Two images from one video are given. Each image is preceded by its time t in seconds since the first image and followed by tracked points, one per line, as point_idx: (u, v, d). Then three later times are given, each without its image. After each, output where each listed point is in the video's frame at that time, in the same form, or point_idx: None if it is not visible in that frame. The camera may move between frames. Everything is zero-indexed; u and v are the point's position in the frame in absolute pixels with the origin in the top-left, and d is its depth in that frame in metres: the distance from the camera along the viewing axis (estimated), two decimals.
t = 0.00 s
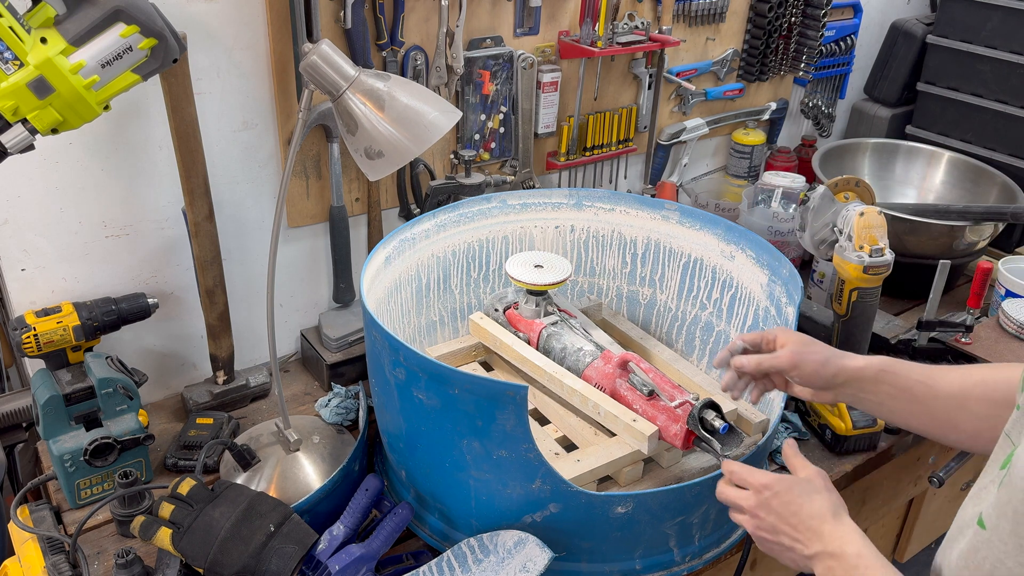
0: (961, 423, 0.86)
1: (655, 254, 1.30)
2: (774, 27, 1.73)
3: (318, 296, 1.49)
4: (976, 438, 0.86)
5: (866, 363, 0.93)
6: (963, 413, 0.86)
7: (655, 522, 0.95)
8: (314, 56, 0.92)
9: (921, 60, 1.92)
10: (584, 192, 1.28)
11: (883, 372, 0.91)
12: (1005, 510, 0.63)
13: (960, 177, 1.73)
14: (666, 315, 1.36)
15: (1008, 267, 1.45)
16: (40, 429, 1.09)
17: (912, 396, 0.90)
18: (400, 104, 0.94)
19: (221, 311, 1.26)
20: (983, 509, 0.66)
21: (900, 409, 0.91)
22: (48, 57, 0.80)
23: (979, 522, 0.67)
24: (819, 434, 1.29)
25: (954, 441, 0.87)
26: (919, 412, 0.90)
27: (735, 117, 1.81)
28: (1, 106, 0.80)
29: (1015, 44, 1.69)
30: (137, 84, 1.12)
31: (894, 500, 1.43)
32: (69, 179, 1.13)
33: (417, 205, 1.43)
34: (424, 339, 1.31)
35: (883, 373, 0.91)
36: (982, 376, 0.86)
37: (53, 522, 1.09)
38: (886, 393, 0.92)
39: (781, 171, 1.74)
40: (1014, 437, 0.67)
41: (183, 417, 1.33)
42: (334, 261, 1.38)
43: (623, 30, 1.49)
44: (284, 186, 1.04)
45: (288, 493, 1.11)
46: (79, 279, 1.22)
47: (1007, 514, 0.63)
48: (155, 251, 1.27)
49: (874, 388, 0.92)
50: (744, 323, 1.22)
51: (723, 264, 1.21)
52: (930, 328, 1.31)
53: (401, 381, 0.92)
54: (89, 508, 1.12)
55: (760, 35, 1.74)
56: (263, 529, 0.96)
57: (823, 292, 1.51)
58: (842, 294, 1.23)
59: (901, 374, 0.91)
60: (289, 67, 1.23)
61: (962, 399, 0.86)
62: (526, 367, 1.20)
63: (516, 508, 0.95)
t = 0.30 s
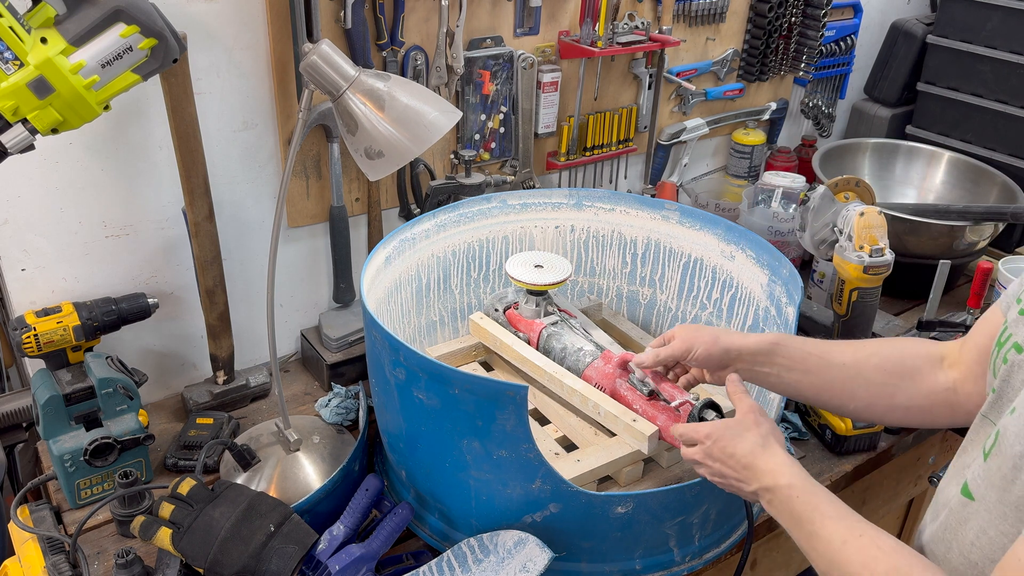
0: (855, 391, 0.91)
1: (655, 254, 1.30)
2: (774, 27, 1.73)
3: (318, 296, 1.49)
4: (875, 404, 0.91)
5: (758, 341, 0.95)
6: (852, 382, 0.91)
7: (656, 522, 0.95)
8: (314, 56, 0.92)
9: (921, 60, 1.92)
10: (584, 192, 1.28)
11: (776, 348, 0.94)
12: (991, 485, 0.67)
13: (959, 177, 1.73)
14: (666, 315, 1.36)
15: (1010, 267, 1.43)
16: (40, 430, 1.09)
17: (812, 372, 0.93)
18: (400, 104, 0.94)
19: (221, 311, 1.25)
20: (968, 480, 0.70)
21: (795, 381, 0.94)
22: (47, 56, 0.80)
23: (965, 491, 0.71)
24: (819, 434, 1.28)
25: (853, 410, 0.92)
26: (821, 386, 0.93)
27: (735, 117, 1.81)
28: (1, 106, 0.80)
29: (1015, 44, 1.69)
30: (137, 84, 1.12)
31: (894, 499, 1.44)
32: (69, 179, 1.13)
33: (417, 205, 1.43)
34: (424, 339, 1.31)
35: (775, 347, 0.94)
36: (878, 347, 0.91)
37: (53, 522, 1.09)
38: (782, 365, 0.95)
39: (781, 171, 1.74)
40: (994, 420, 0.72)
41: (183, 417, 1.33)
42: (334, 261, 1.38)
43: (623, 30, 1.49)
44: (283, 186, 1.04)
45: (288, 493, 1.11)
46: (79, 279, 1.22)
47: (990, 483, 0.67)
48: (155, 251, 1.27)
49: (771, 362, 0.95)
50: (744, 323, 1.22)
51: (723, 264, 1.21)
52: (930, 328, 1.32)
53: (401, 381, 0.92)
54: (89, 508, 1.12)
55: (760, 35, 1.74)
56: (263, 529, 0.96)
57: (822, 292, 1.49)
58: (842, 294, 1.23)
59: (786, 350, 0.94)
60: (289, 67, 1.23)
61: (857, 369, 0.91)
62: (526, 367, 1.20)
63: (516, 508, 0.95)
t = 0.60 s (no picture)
0: (832, 383, 0.91)
1: (655, 253, 1.30)
2: (774, 27, 1.73)
3: (318, 296, 1.49)
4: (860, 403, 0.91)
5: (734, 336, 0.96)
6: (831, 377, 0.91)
7: (656, 522, 0.95)
8: (314, 56, 0.92)
9: (921, 61, 1.92)
10: (584, 192, 1.28)
11: (751, 341, 0.94)
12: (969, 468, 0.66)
13: (960, 177, 1.73)
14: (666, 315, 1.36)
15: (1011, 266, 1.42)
16: (40, 430, 1.09)
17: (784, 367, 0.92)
18: (401, 104, 0.94)
19: (221, 311, 1.25)
20: (950, 463, 0.69)
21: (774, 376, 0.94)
22: (48, 56, 0.80)
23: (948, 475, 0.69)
24: (819, 434, 1.28)
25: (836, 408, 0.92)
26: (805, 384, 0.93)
27: (735, 117, 1.81)
28: (1, 106, 0.80)
29: (1016, 44, 1.69)
30: (137, 84, 1.12)
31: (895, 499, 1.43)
32: (69, 179, 1.13)
33: (417, 205, 1.43)
34: (424, 339, 1.31)
35: (750, 343, 0.94)
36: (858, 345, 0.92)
37: (53, 522, 1.09)
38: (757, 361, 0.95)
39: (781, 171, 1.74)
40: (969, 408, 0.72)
41: (183, 417, 1.33)
42: (334, 261, 1.38)
43: (623, 30, 1.49)
44: (283, 186, 1.04)
45: (288, 493, 1.11)
46: (79, 279, 1.22)
47: (973, 466, 0.66)
48: (155, 251, 1.27)
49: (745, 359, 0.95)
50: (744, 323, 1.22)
51: (723, 264, 1.21)
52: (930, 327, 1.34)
53: (401, 381, 0.92)
54: (89, 508, 1.12)
55: (760, 35, 1.74)
56: (263, 529, 0.96)
57: (822, 291, 1.49)
58: (842, 294, 1.23)
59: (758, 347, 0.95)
60: (289, 67, 1.23)
61: (833, 362, 0.91)
62: (526, 367, 1.20)
63: (516, 508, 0.95)
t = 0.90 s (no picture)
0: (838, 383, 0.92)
1: (656, 253, 1.30)
2: (774, 27, 1.73)
3: (318, 296, 1.49)
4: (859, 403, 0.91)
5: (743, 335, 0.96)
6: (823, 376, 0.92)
7: (655, 522, 0.95)
8: (314, 56, 0.92)
9: (921, 61, 1.92)
10: (584, 192, 1.28)
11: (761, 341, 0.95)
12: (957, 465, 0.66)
13: (960, 177, 1.73)
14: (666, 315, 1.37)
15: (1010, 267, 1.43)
16: (40, 429, 1.09)
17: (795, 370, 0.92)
18: (400, 103, 0.94)
19: (221, 311, 1.25)
20: (933, 457, 0.70)
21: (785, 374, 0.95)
22: (48, 56, 0.80)
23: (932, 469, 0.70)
24: (819, 434, 1.28)
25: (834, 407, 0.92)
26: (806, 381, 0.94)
27: (735, 117, 1.81)
28: (1, 106, 0.80)
29: (1015, 44, 1.69)
30: (137, 85, 1.12)
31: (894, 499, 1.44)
32: (69, 179, 1.13)
33: (417, 205, 1.43)
34: (424, 339, 1.31)
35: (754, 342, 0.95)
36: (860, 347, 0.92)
37: (53, 522, 1.09)
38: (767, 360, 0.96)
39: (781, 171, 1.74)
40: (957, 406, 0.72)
41: (183, 417, 1.33)
42: (334, 261, 1.38)
43: (623, 30, 1.49)
44: (283, 186, 1.04)
45: (288, 493, 1.11)
46: (79, 279, 1.22)
47: (957, 461, 0.66)
48: (155, 251, 1.27)
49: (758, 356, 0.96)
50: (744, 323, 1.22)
51: (723, 265, 1.21)
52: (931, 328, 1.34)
53: (401, 381, 0.92)
54: (89, 508, 1.12)
55: (760, 35, 1.74)
56: (263, 529, 0.96)
57: (822, 292, 1.47)
58: (842, 294, 1.24)
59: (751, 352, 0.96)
60: (289, 67, 1.23)
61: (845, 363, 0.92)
62: (527, 367, 1.21)
63: (516, 508, 0.95)
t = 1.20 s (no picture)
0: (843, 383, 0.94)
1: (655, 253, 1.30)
2: (774, 27, 1.73)
3: (318, 296, 1.49)
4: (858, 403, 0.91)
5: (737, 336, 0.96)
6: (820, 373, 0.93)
7: (656, 522, 0.95)
8: (314, 56, 0.92)
9: (921, 61, 1.92)
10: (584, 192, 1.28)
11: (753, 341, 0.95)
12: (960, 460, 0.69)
13: (960, 177, 1.73)
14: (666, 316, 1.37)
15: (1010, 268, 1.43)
16: (40, 430, 1.09)
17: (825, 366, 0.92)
18: (400, 103, 0.94)
19: (221, 311, 1.25)
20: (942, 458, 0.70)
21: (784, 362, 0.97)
22: (48, 56, 0.80)
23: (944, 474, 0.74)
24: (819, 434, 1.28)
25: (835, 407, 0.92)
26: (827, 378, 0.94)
27: (735, 117, 1.81)
28: (1, 106, 0.80)
29: (1015, 44, 1.69)
30: (137, 84, 1.12)
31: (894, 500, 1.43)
32: (69, 179, 1.13)
33: (417, 205, 1.43)
34: (424, 339, 1.31)
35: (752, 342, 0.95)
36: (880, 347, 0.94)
37: (53, 522, 1.09)
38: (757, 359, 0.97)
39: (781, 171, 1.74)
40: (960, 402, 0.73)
41: (183, 416, 1.33)
42: (334, 261, 1.38)
43: (623, 30, 1.49)
44: (283, 186, 1.04)
45: (288, 493, 1.11)
46: (79, 279, 1.22)
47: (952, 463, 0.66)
48: (155, 251, 1.27)
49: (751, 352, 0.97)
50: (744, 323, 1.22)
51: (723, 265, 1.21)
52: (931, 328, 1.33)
53: (401, 381, 0.92)
54: (89, 508, 1.12)
55: (760, 35, 1.74)
56: (263, 529, 0.96)
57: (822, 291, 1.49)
58: (842, 294, 1.24)
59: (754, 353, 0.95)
60: (289, 67, 1.23)
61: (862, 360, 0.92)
62: (527, 367, 1.21)
63: (516, 508, 0.95)
